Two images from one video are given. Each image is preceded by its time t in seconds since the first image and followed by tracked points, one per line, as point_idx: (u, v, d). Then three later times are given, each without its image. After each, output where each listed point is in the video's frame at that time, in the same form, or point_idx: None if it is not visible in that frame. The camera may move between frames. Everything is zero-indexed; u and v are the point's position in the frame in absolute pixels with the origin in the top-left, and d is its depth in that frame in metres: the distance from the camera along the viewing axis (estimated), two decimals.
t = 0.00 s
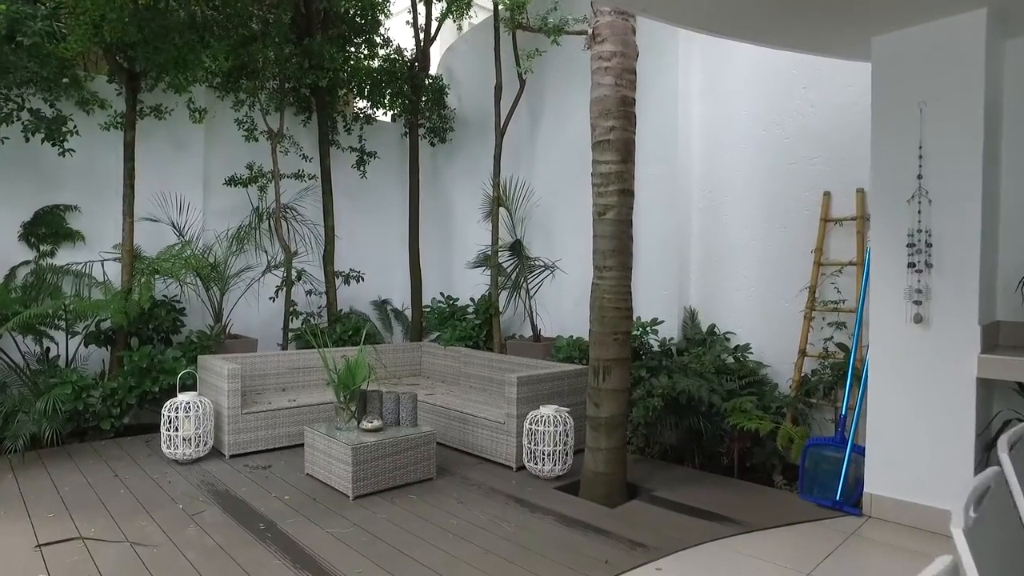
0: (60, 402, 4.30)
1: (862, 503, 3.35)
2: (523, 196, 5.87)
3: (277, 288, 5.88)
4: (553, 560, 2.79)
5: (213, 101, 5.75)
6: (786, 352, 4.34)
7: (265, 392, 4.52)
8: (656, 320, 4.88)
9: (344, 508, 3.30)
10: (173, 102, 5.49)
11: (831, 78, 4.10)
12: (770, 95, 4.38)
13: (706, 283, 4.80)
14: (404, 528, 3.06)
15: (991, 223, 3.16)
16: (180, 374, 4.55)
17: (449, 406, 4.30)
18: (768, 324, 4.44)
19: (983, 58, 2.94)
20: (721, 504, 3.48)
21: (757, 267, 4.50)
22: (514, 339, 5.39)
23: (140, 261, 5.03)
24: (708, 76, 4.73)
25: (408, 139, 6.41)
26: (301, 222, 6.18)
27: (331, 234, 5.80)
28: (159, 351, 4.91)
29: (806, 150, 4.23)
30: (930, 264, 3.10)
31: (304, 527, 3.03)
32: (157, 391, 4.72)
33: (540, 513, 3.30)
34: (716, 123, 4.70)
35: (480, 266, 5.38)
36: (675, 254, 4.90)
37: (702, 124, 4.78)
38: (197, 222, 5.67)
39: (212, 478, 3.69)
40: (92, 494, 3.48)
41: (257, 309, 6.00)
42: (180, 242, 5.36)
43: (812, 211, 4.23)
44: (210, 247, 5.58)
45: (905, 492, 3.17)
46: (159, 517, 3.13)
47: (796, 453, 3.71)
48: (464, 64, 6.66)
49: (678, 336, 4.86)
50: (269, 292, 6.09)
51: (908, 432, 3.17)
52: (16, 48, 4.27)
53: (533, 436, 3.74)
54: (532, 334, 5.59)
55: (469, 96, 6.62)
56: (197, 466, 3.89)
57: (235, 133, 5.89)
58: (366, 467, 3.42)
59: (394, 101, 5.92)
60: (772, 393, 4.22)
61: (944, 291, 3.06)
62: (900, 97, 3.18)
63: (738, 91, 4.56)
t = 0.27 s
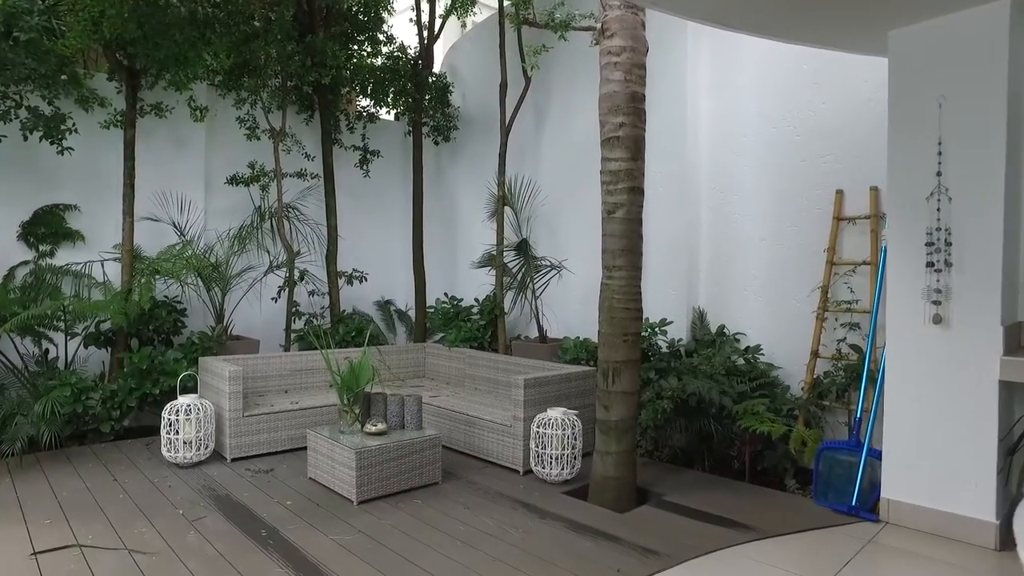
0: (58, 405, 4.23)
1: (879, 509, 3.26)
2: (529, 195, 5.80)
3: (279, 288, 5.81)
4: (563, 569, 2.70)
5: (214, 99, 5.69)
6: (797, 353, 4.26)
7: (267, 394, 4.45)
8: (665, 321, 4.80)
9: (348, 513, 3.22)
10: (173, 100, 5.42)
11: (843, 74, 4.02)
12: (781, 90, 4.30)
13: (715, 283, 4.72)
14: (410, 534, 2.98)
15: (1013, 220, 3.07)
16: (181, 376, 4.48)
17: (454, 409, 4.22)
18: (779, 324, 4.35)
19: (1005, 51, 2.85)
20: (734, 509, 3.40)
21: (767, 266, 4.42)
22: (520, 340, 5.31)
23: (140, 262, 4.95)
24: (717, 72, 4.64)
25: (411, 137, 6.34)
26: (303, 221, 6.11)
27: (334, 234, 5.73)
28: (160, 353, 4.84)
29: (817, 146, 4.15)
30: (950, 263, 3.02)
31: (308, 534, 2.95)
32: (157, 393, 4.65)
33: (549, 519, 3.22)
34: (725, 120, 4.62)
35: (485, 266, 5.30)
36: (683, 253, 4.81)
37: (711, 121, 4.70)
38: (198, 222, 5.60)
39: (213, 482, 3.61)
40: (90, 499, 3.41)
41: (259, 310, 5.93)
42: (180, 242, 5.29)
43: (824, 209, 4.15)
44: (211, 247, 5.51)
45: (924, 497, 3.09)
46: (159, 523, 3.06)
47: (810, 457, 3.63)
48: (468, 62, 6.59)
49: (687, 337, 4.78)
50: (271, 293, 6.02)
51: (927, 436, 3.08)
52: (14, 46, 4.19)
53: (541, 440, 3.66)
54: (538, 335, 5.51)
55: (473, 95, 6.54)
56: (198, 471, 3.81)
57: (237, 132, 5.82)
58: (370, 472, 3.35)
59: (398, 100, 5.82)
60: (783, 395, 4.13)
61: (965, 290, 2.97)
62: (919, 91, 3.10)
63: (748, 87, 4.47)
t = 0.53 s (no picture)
0: (60, 406, 4.18)
1: (898, 513, 3.18)
2: (536, 194, 5.73)
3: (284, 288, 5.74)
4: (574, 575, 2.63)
5: (217, 97, 5.63)
6: (810, 353, 4.18)
7: (271, 395, 4.39)
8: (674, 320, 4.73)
9: (353, 517, 3.16)
10: (176, 97, 5.37)
11: (858, 68, 3.94)
12: (794, 86, 4.22)
13: (726, 283, 4.64)
14: (416, 539, 2.91)
15: None
16: (184, 377, 4.42)
17: (461, 410, 4.15)
18: (792, 324, 4.27)
19: None
20: (749, 513, 3.32)
21: (779, 265, 4.34)
22: (527, 341, 5.23)
23: (143, 261, 4.90)
24: (728, 68, 4.57)
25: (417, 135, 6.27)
26: (308, 220, 6.04)
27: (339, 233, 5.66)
28: (163, 353, 4.79)
29: (831, 143, 4.07)
30: (972, 261, 2.93)
31: (312, 538, 2.89)
32: (160, 394, 4.59)
33: (558, 523, 3.14)
34: (736, 116, 4.54)
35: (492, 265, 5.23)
36: (694, 252, 4.74)
37: (721, 118, 4.63)
38: (201, 220, 5.54)
39: (216, 485, 3.55)
40: (91, 501, 3.35)
41: (263, 310, 5.88)
42: (183, 240, 5.23)
43: (837, 206, 4.06)
44: (215, 246, 5.45)
45: (944, 501, 3.00)
46: (161, 527, 3.00)
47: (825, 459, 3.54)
48: (474, 60, 6.52)
49: (697, 337, 4.70)
50: (275, 293, 5.96)
51: (947, 439, 3.00)
52: (15, 42, 4.22)
53: (549, 442, 3.59)
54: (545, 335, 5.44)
55: (479, 92, 6.48)
56: (201, 473, 3.75)
57: (240, 130, 5.77)
58: (376, 475, 3.28)
59: (403, 97, 5.72)
60: (797, 397, 4.05)
61: (987, 289, 2.89)
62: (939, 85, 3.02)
63: (759, 83, 4.40)
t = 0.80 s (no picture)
0: (67, 406, 4.15)
1: (920, 519, 3.09)
2: (545, 192, 5.67)
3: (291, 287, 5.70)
4: None
5: (225, 95, 5.60)
6: (826, 354, 4.09)
7: (279, 395, 4.34)
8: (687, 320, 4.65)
9: (362, 520, 3.11)
10: (183, 96, 5.34)
11: (875, 63, 3.86)
12: (809, 81, 4.14)
13: (740, 282, 4.56)
14: (425, 543, 2.86)
15: None
16: (191, 377, 4.38)
17: (471, 411, 4.10)
18: (807, 324, 4.19)
19: None
20: (765, 517, 3.24)
21: (794, 264, 4.25)
22: (537, 341, 5.17)
23: (150, 260, 4.86)
24: (742, 64, 4.50)
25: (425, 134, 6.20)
26: (315, 219, 6.00)
27: (346, 232, 5.62)
28: (170, 353, 4.75)
29: (847, 139, 3.98)
30: (997, 259, 2.85)
31: (320, 542, 2.83)
32: (167, 394, 4.56)
33: (570, 527, 3.08)
34: (750, 112, 4.47)
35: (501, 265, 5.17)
36: (706, 250, 4.66)
37: (735, 114, 4.56)
38: (208, 220, 5.51)
39: (223, 486, 3.51)
40: (97, 503, 3.31)
41: (271, 310, 5.84)
42: (190, 240, 5.19)
43: (854, 204, 3.98)
44: (222, 245, 5.41)
45: (968, 507, 2.91)
46: (167, 529, 2.96)
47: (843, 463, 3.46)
48: (482, 58, 6.47)
49: (710, 337, 4.63)
50: (283, 292, 5.92)
51: (971, 443, 2.91)
52: (22, 39, 4.29)
53: (561, 444, 3.53)
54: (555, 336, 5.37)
55: (487, 90, 6.42)
56: (208, 474, 3.71)
57: (248, 128, 5.73)
58: (385, 477, 3.23)
59: (411, 96, 5.68)
60: (813, 398, 3.97)
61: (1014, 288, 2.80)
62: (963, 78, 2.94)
63: (774, 78, 4.32)
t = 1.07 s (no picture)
0: (81, 406, 4.15)
1: (947, 525, 3.00)
2: (559, 191, 5.62)
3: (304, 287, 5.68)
4: None
5: (238, 95, 5.60)
6: (847, 355, 4.01)
7: (291, 396, 4.32)
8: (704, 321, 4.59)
9: (375, 522, 3.07)
10: (197, 96, 5.34)
11: (897, 57, 3.77)
12: (829, 76, 4.06)
13: (758, 282, 4.48)
14: (439, 546, 2.81)
15: None
16: (204, 377, 4.37)
17: (485, 412, 4.05)
18: (826, 324, 4.10)
19: None
20: (785, 522, 3.17)
21: (813, 263, 4.17)
22: (551, 341, 5.12)
23: (163, 260, 4.85)
24: (760, 60, 4.42)
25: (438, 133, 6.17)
26: (328, 218, 5.99)
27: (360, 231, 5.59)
28: (184, 352, 4.74)
29: (868, 135, 3.90)
30: None
31: (332, 544, 2.80)
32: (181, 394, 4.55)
33: (586, 531, 3.03)
34: (768, 109, 4.39)
35: (515, 264, 5.12)
36: (723, 250, 4.60)
37: (752, 111, 4.48)
38: (221, 219, 5.50)
39: (236, 487, 3.48)
40: (110, 503, 3.30)
41: (284, 310, 5.83)
42: (204, 239, 5.19)
43: (875, 202, 3.89)
44: (236, 245, 5.41)
45: (997, 514, 2.82)
46: (179, 530, 2.94)
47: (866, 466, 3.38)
48: (495, 56, 6.43)
49: (727, 338, 4.56)
50: (296, 292, 5.91)
51: (1002, 448, 2.82)
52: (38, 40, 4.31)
53: (577, 446, 3.47)
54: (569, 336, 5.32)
55: (501, 89, 6.37)
56: (221, 475, 3.69)
57: (261, 128, 5.73)
58: (398, 479, 3.19)
59: (424, 94, 5.63)
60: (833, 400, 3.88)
61: None
62: (992, 72, 2.85)
63: (793, 74, 4.24)
